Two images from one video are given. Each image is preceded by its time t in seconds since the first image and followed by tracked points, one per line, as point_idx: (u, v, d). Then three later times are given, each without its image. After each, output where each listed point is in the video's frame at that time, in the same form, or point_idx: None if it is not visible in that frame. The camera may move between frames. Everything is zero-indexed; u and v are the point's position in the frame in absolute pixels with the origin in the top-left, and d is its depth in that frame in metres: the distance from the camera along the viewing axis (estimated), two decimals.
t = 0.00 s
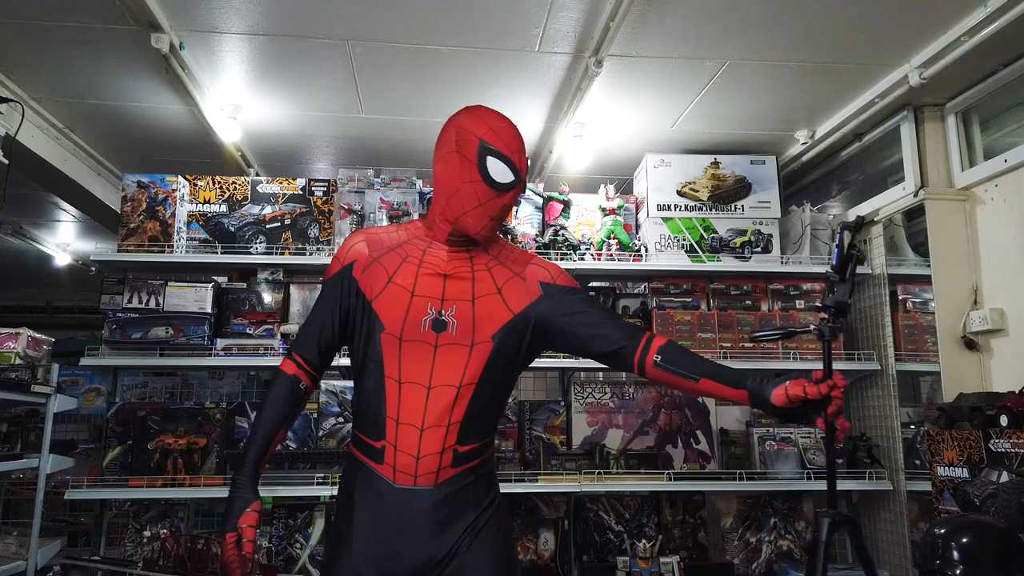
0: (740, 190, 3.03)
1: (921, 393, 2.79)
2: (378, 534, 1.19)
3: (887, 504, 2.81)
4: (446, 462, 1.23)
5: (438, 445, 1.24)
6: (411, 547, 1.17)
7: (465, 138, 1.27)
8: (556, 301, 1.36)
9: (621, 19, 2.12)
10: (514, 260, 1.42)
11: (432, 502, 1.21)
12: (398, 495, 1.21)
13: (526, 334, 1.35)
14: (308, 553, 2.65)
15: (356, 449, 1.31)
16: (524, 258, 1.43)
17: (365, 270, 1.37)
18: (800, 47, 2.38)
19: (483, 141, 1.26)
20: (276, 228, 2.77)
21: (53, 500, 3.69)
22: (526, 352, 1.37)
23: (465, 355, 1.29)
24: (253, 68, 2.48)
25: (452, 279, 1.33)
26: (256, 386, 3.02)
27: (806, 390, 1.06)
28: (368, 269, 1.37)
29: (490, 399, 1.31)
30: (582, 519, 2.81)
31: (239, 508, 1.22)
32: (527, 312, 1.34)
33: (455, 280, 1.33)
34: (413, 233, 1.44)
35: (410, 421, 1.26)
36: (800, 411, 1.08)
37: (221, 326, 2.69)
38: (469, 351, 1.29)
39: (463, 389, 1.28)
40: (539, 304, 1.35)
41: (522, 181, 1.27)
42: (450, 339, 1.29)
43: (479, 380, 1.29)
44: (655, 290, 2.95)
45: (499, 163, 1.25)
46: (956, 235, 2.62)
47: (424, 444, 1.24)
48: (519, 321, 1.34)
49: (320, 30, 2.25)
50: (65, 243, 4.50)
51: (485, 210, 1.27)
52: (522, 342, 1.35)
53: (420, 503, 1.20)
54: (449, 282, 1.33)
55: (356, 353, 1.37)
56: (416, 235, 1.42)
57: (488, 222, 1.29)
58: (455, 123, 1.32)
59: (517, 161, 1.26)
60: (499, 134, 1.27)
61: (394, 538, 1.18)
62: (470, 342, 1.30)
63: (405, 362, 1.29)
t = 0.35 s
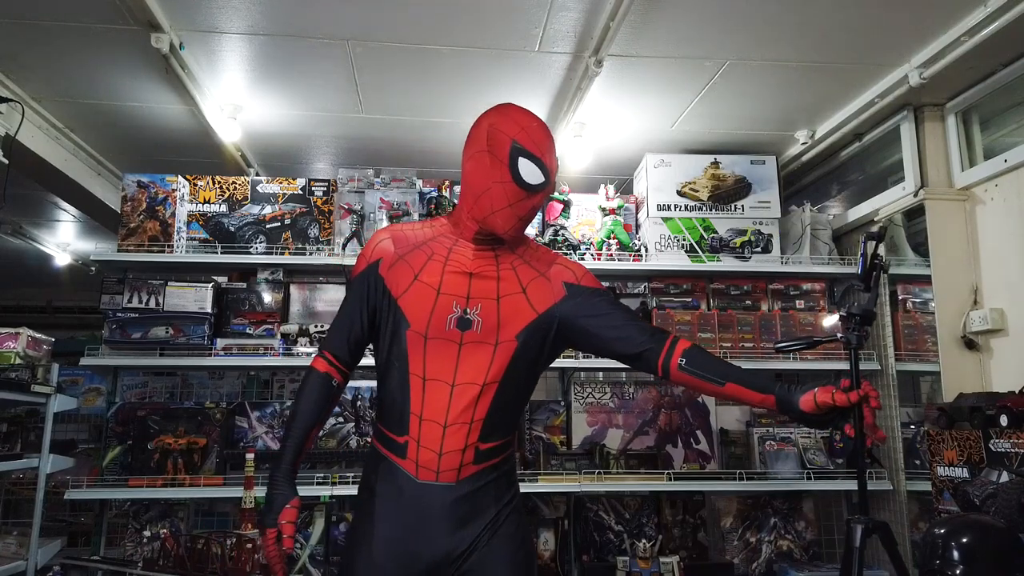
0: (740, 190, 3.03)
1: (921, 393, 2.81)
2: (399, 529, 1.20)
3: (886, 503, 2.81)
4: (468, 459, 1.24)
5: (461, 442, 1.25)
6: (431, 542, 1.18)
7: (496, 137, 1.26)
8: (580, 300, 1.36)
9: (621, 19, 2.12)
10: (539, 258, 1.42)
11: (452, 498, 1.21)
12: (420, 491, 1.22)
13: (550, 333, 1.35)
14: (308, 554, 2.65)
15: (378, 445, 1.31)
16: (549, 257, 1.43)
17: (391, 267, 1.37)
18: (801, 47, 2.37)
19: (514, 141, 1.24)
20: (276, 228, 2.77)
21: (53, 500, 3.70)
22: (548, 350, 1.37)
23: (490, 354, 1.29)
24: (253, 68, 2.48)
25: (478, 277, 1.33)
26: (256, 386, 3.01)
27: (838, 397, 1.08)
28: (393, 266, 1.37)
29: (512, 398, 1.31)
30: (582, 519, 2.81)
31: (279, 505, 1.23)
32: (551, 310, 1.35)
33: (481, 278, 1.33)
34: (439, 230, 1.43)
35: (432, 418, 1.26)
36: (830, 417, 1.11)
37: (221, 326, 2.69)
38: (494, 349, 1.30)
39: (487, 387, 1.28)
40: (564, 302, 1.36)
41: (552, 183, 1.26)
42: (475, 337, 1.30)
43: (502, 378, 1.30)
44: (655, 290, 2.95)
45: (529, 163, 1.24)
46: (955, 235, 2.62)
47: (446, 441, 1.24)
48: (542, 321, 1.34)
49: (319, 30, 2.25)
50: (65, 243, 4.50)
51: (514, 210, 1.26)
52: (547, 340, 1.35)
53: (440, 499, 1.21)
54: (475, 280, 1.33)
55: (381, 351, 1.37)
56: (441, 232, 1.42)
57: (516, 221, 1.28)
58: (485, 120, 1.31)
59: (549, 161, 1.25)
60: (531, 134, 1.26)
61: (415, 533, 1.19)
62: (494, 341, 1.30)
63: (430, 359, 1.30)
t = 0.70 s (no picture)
0: (740, 190, 3.03)
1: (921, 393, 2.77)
2: (368, 546, 1.05)
3: (886, 503, 2.81)
4: (440, 474, 1.08)
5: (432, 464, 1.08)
6: (405, 556, 1.03)
7: (444, 164, 1.10)
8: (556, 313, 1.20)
9: (621, 19, 2.12)
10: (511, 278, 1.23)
11: (424, 510, 1.06)
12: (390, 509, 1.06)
13: (527, 354, 1.18)
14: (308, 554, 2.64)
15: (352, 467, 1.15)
16: (517, 278, 1.24)
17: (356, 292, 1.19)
18: (801, 47, 2.37)
19: (462, 168, 1.07)
20: (276, 228, 2.77)
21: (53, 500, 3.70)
22: (525, 363, 1.20)
23: (461, 375, 1.12)
24: (253, 68, 2.48)
25: (446, 300, 1.14)
26: (256, 386, 3.01)
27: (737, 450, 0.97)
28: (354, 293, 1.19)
29: (487, 421, 1.14)
30: (582, 519, 2.80)
31: (269, 524, 1.06)
32: (525, 325, 1.17)
33: (449, 297, 1.15)
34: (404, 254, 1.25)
35: (404, 436, 1.10)
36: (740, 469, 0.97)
37: (221, 326, 2.69)
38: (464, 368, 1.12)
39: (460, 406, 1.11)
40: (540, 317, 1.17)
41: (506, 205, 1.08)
42: (445, 358, 1.12)
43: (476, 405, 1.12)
44: (655, 290, 2.94)
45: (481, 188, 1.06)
46: (956, 235, 2.62)
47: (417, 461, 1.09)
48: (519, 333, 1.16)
49: (320, 30, 2.25)
50: (64, 243, 4.50)
51: (470, 235, 1.08)
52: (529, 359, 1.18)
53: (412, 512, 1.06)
54: (442, 300, 1.14)
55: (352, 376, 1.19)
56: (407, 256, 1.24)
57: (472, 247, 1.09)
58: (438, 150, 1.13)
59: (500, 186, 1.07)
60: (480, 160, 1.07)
61: (386, 550, 1.04)
62: (468, 360, 1.12)
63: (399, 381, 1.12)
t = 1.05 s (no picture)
0: (740, 190, 3.03)
1: (921, 393, 2.77)
2: (357, 519, 1.29)
3: (886, 503, 2.81)
4: (418, 446, 1.35)
5: (409, 432, 1.36)
6: (390, 525, 1.28)
7: (400, 175, 1.43)
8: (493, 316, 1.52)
9: (621, 19, 2.12)
10: (457, 274, 1.55)
11: (402, 485, 1.31)
12: (378, 478, 1.31)
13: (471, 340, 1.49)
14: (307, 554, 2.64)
15: (336, 443, 1.39)
16: (464, 276, 1.55)
17: (331, 290, 1.45)
18: (801, 47, 2.37)
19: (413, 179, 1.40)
20: (276, 228, 2.77)
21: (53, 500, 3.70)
22: (471, 352, 1.50)
23: (426, 356, 1.41)
24: (253, 68, 2.48)
25: (409, 292, 1.44)
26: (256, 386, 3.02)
27: (567, 515, 1.39)
28: (330, 289, 1.45)
29: (447, 391, 1.44)
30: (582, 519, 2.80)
31: (205, 488, 1.30)
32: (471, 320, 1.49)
33: (411, 292, 1.44)
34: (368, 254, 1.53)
35: (383, 412, 1.36)
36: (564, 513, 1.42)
37: (221, 326, 2.69)
38: (428, 352, 1.41)
39: (425, 385, 1.40)
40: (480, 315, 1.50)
41: (450, 208, 1.42)
42: (411, 343, 1.40)
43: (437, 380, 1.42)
44: (655, 290, 2.93)
45: (431, 193, 1.40)
46: (956, 235, 2.62)
47: (397, 431, 1.35)
48: (466, 323, 1.48)
49: (319, 30, 2.25)
50: (65, 243, 4.50)
51: (421, 233, 1.41)
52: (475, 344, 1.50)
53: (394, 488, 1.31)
54: (407, 294, 1.44)
55: (329, 359, 1.45)
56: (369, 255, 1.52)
57: (426, 242, 1.42)
58: (395, 163, 1.47)
59: (446, 192, 1.42)
60: (429, 171, 1.42)
61: (373, 519, 1.29)
62: (428, 344, 1.42)
63: (375, 364, 1.39)
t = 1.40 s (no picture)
0: (740, 190, 3.03)
1: (921, 393, 2.77)
2: (405, 520, 1.47)
3: (886, 503, 2.81)
4: (461, 457, 1.53)
5: (454, 444, 1.53)
6: (433, 525, 1.47)
7: (435, 211, 1.59)
8: (526, 333, 1.68)
9: (621, 19, 2.12)
10: (491, 296, 1.72)
11: (448, 492, 1.49)
12: (426, 484, 1.49)
13: (507, 358, 1.66)
14: (308, 553, 2.65)
15: (387, 451, 1.56)
16: (499, 297, 1.72)
17: (381, 314, 1.61)
18: (801, 48, 2.38)
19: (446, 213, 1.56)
20: (276, 228, 2.77)
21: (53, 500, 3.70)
22: (507, 367, 1.68)
23: (467, 376, 1.58)
24: (254, 68, 2.48)
25: (450, 317, 1.61)
26: (256, 386, 3.02)
27: (646, 475, 1.52)
28: (380, 314, 1.61)
29: (487, 406, 1.61)
30: (582, 519, 2.80)
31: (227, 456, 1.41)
32: (508, 339, 1.65)
33: (452, 317, 1.61)
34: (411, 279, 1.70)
35: (430, 427, 1.54)
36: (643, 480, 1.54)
37: (221, 326, 2.69)
38: (470, 372, 1.58)
39: (467, 402, 1.57)
40: (515, 333, 1.66)
41: (480, 240, 1.57)
42: (454, 363, 1.58)
43: (478, 396, 1.59)
44: (655, 290, 2.93)
45: (462, 227, 1.55)
46: (956, 235, 2.62)
47: (443, 444, 1.53)
48: (504, 342, 1.65)
49: (319, 30, 2.25)
50: (65, 243, 4.50)
51: (455, 263, 1.57)
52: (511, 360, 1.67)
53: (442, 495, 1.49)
54: (449, 319, 1.60)
55: (376, 375, 1.62)
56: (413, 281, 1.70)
57: (461, 272, 1.57)
58: (432, 198, 1.62)
59: (476, 226, 1.56)
60: (461, 207, 1.57)
61: (420, 521, 1.47)
62: (469, 365, 1.59)
63: (422, 384, 1.56)
